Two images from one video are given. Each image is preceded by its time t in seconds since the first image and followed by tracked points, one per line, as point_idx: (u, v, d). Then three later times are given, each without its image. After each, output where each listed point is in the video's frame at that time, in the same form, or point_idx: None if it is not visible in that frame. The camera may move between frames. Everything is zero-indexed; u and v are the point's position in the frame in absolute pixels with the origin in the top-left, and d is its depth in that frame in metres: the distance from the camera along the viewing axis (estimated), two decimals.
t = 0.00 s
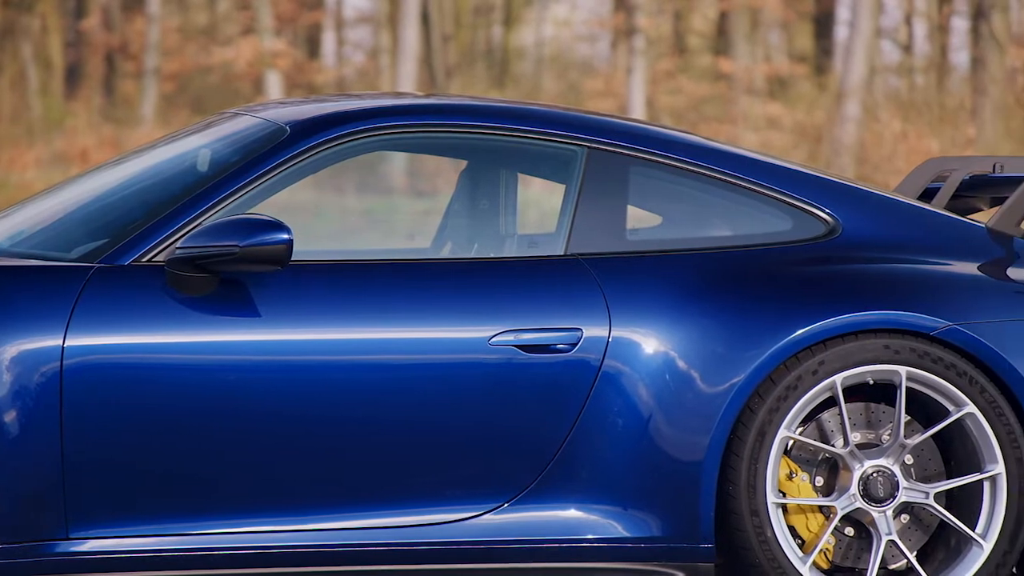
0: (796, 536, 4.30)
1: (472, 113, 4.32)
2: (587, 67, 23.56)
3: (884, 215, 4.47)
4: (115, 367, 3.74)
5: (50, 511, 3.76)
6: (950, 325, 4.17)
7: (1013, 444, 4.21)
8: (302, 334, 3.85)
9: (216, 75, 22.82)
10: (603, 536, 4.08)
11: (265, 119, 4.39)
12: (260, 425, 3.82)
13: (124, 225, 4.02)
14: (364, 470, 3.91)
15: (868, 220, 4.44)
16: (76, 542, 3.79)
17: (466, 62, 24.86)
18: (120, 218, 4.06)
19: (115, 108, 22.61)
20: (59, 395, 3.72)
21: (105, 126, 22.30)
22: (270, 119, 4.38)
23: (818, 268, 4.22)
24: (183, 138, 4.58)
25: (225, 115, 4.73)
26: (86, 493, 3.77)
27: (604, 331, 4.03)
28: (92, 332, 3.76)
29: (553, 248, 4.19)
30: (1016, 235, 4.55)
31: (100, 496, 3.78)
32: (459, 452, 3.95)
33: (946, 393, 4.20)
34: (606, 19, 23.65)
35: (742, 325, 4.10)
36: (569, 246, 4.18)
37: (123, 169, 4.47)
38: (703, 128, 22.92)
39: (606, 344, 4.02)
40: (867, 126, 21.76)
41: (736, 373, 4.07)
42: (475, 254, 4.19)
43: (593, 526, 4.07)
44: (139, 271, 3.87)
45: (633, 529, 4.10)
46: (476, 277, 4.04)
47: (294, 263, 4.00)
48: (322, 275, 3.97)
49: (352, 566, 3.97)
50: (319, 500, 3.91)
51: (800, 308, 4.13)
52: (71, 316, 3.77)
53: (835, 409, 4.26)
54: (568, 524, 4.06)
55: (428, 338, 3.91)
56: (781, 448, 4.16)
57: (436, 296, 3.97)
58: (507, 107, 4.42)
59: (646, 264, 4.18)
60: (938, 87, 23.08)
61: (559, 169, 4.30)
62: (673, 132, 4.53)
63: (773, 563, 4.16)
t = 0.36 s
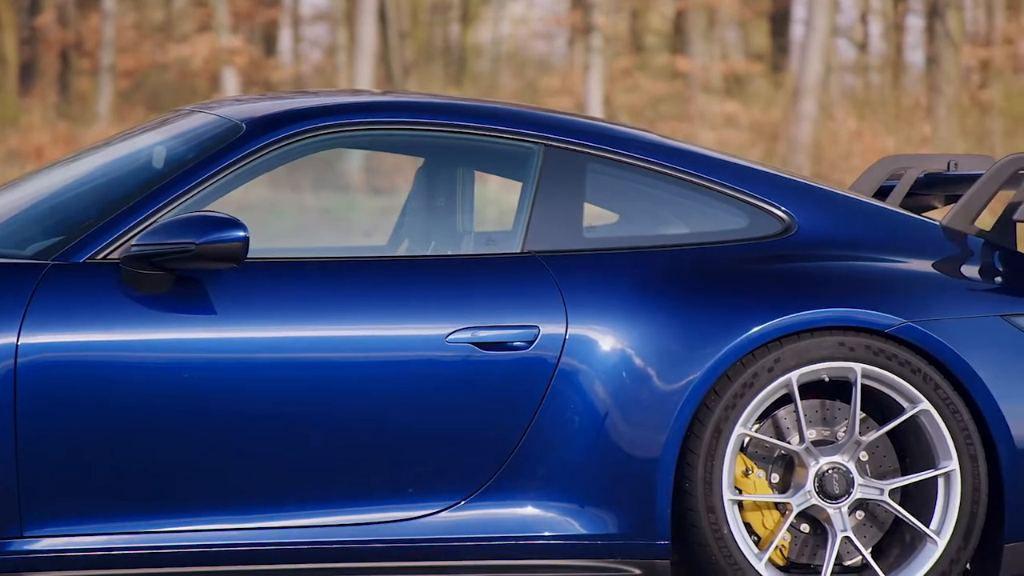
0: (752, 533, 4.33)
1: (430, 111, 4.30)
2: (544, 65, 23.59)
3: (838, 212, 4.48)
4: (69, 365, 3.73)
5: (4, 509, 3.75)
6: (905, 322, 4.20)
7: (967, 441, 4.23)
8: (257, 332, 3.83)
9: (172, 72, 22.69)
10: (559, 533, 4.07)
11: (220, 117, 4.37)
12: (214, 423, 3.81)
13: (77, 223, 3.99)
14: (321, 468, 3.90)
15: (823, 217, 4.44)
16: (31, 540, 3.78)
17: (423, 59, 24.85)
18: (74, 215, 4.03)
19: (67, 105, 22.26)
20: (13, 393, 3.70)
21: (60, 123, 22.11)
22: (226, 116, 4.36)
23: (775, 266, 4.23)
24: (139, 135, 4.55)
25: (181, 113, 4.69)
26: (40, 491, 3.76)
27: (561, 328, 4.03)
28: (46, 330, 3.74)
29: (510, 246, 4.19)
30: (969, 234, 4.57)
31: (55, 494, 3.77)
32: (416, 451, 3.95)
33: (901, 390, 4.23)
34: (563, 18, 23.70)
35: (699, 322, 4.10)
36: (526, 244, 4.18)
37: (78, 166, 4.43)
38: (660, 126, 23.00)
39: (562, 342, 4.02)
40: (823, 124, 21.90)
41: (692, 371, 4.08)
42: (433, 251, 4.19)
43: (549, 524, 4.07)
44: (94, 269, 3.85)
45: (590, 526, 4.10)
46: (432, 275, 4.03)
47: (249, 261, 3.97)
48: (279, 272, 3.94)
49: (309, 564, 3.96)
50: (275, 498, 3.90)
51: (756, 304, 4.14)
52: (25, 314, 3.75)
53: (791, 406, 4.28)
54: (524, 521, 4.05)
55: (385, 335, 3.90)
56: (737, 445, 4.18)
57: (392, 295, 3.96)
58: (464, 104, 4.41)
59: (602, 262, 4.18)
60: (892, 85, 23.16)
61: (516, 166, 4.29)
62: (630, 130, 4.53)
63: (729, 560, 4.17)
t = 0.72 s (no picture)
0: (706, 524, 4.34)
1: (385, 103, 4.28)
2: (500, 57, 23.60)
3: (792, 204, 4.49)
4: (21, 358, 3.73)
5: None
6: (859, 314, 4.22)
7: (919, 432, 4.26)
8: (210, 324, 3.81)
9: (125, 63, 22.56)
10: (513, 525, 4.07)
11: (174, 108, 4.34)
12: (168, 416, 3.79)
13: (29, 215, 3.96)
14: (276, 461, 3.88)
15: (778, 211, 4.44)
16: None
17: (379, 51, 24.82)
18: (25, 207, 4.01)
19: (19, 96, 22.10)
20: None
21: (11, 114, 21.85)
22: (179, 108, 4.33)
23: (730, 258, 4.24)
24: (92, 126, 4.52)
25: (134, 104, 4.66)
26: None
27: (516, 320, 4.03)
28: None
29: (465, 238, 4.18)
30: (921, 225, 4.61)
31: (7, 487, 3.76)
32: (370, 443, 3.93)
33: (853, 381, 4.25)
34: (519, 10, 23.70)
35: (655, 313, 4.11)
36: (481, 236, 4.17)
37: (30, 157, 4.40)
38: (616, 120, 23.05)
39: (517, 334, 4.02)
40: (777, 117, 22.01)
41: (647, 362, 4.08)
42: (387, 243, 4.17)
43: (504, 516, 4.07)
44: (46, 263, 3.84)
45: (545, 518, 4.10)
46: (387, 267, 4.01)
47: (203, 253, 3.95)
48: (233, 264, 3.93)
49: (263, 557, 3.94)
50: (229, 492, 3.87)
51: (710, 296, 4.15)
52: None
53: (745, 398, 4.30)
54: (478, 513, 4.05)
55: (338, 327, 3.88)
56: (691, 437, 4.19)
57: (346, 288, 3.94)
58: (420, 96, 4.39)
59: (558, 254, 4.17)
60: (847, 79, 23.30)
61: (471, 158, 4.28)
62: (587, 123, 4.53)
63: (682, 551, 4.19)
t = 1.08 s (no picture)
0: (656, 513, 4.36)
1: (335, 92, 4.26)
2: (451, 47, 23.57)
3: (743, 194, 4.50)
4: None
5: None
6: (808, 304, 4.24)
7: (867, 421, 4.29)
8: (158, 314, 3.79)
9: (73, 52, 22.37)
10: (464, 515, 4.07)
11: (122, 96, 4.29)
12: (116, 406, 3.78)
13: None
14: (226, 451, 3.86)
15: (728, 201, 4.46)
16: None
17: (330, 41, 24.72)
18: None
19: None
20: None
21: None
22: (127, 96, 4.28)
23: (681, 248, 4.25)
24: (39, 115, 4.47)
25: (82, 93, 4.61)
26: None
27: (467, 310, 4.02)
28: None
29: (415, 227, 4.16)
30: (869, 215, 4.64)
31: None
32: (321, 433, 3.92)
33: (802, 370, 4.28)
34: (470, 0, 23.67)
35: (606, 303, 4.11)
36: (431, 226, 4.16)
37: None
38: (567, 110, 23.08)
39: (468, 324, 4.01)
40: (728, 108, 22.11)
41: (598, 352, 4.08)
42: (337, 234, 4.16)
43: (456, 506, 4.06)
44: None
45: (496, 508, 4.10)
46: (337, 257, 4.00)
47: (152, 243, 3.92)
48: (182, 254, 3.90)
49: (213, 548, 3.93)
50: (178, 482, 3.86)
51: (661, 286, 4.15)
52: None
53: (695, 387, 4.31)
54: (429, 503, 4.04)
55: (288, 317, 3.86)
56: (641, 426, 4.20)
57: (296, 277, 3.92)
58: (370, 86, 4.37)
59: (508, 243, 4.17)
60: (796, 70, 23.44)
61: (421, 148, 4.27)
62: (539, 113, 4.52)
63: (632, 539, 4.20)
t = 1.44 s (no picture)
0: (606, 503, 4.38)
1: (285, 81, 4.23)
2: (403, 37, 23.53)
3: (694, 183, 4.49)
4: None
5: None
6: (757, 293, 4.26)
7: (816, 410, 4.31)
8: (107, 304, 3.77)
9: (20, 40, 22.16)
10: (414, 505, 4.05)
11: (69, 85, 4.25)
12: (64, 396, 3.76)
13: None
14: (175, 441, 3.84)
15: (676, 190, 4.44)
16: None
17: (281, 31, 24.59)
18: None
19: None
20: None
21: None
22: (74, 84, 4.24)
23: (632, 237, 4.26)
24: None
25: (27, 82, 4.56)
26: None
27: (417, 299, 4.01)
28: None
29: (365, 217, 4.15)
30: (818, 205, 4.61)
31: None
32: (271, 423, 3.90)
33: (751, 360, 4.30)
34: None
35: (556, 292, 4.12)
36: (382, 216, 4.15)
37: None
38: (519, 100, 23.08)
39: (418, 314, 4.01)
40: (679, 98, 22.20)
41: (548, 342, 4.08)
42: (286, 223, 4.10)
43: (406, 495, 4.05)
44: None
45: (446, 498, 4.08)
46: (288, 246, 3.98)
47: (100, 232, 3.89)
48: (131, 243, 3.87)
49: (162, 539, 3.90)
50: (127, 471, 3.84)
51: (611, 275, 4.16)
52: None
53: (645, 376, 4.32)
54: (378, 493, 4.03)
55: (238, 306, 3.84)
56: (591, 416, 4.21)
57: (247, 265, 3.90)
58: (320, 74, 4.34)
59: (459, 233, 4.16)
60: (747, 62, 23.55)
61: (371, 137, 4.26)
62: (490, 103, 4.51)
63: (581, 529, 4.21)
